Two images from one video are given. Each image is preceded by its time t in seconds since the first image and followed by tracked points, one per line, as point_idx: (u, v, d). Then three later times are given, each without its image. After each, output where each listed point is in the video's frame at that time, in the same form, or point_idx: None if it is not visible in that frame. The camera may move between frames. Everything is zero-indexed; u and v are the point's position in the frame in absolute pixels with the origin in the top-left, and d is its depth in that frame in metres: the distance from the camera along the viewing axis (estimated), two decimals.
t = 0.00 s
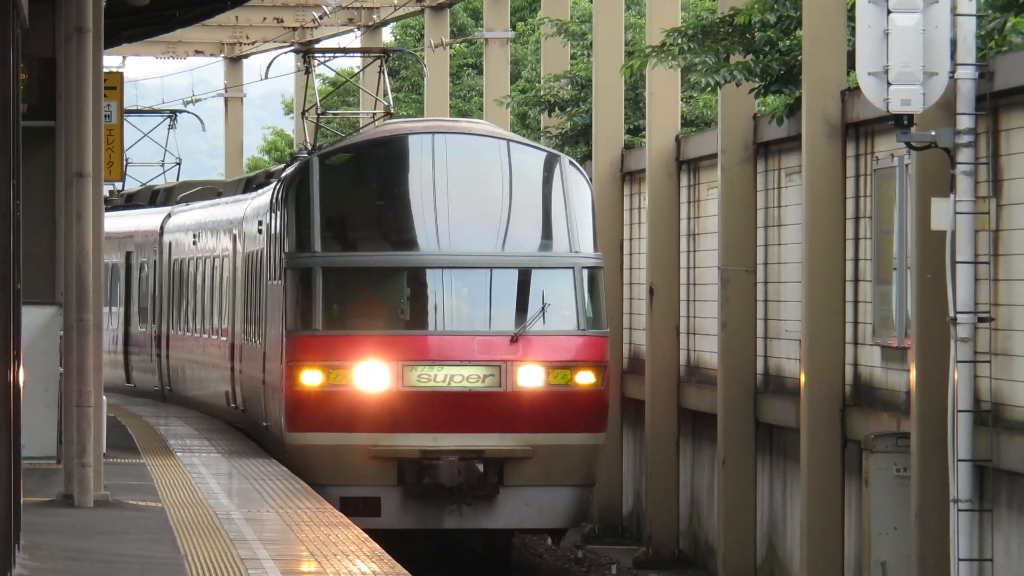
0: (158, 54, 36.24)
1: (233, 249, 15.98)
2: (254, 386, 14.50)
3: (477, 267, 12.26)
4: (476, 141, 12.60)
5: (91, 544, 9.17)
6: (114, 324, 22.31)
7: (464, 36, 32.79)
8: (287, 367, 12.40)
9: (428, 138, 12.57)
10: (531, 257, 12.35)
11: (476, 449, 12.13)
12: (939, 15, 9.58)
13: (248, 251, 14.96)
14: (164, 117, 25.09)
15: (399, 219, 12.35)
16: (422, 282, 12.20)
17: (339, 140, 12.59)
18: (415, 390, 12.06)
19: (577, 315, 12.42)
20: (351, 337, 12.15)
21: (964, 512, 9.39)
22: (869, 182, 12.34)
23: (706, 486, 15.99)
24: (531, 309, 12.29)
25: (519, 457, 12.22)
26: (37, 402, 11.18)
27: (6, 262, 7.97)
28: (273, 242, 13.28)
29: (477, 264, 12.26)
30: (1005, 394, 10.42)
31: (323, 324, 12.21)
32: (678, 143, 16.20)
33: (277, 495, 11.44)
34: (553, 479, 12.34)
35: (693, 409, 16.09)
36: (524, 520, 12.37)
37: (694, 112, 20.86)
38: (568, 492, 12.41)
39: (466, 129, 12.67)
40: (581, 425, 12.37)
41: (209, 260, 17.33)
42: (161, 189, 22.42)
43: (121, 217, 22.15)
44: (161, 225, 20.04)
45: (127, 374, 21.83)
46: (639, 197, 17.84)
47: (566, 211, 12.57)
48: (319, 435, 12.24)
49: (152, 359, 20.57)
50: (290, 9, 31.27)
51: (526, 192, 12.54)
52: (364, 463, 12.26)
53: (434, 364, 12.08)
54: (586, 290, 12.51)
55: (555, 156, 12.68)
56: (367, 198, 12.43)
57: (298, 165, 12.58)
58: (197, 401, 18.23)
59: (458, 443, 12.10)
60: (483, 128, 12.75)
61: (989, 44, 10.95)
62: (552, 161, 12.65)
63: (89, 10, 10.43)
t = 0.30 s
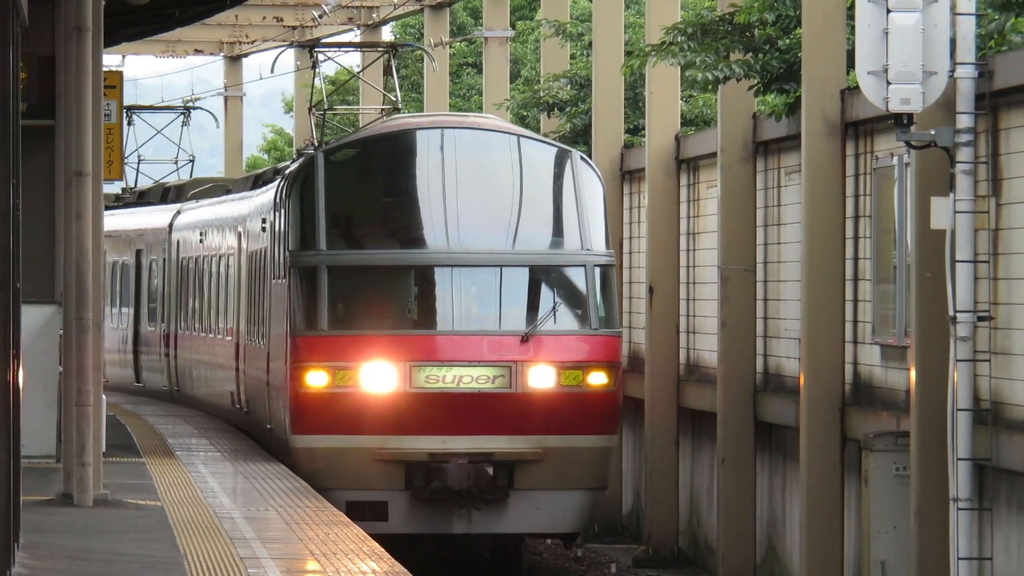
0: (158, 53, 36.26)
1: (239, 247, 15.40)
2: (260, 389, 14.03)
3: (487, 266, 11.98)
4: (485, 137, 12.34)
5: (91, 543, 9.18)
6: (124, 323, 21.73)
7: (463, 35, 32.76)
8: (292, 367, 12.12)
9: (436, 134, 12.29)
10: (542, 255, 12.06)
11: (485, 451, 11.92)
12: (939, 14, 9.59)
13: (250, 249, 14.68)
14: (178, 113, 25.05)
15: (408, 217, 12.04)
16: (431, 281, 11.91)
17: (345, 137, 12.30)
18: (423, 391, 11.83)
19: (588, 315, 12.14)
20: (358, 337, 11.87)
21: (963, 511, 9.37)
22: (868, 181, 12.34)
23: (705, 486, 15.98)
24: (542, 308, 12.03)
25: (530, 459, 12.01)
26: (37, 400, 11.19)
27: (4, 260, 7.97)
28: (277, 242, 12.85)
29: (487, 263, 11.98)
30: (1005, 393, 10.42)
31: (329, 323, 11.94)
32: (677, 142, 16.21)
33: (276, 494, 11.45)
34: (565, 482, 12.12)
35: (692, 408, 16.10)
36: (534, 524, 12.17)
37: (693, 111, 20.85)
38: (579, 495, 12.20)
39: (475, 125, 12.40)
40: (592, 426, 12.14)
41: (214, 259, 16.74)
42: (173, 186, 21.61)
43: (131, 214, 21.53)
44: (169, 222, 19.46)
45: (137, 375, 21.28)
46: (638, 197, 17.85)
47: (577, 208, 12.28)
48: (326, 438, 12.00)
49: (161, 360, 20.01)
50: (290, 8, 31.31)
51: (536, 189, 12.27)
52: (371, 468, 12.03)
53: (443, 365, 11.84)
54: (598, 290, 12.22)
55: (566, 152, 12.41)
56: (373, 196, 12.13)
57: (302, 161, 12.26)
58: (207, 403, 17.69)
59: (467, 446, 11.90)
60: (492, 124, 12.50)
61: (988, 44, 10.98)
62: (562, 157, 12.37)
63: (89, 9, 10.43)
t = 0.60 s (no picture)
0: (157, 54, 36.27)
1: (242, 248, 15.30)
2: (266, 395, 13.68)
3: (497, 266, 11.73)
4: (495, 133, 12.04)
5: (92, 544, 9.18)
6: (132, 324, 21.21)
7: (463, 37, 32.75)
8: (297, 370, 11.88)
9: (445, 130, 12.00)
10: (553, 255, 11.81)
11: (495, 456, 11.65)
12: (939, 15, 9.56)
13: (254, 249, 14.51)
14: (190, 112, 24.99)
15: (416, 215, 11.78)
16: (440, 282, 11.67)
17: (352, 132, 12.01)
18: (431, 395, 11.57)
19: (600, 315, 11.90)
20: (365, 340, 11.63)
21: (963, 512, 9.37)
22: (868, 182, 12.35)
23: (705, 487, 15.99)
24: (553, 309, 11.77)
25: (541, 465, 11.73)
26: (37, 401, 11.19)
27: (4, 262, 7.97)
28: (282, 242, 12.74)
29: (497, 263, 11.73)
30: (1005, 394, 10.41)
31: (335, 326, 11.69)
32: (677, 143, 16.22)
33: (276, 495, 11.48)
34: (578, 488, 11.87)
35: (693, 409, 16.10)
36: (545, 531, 11.94)
37: (693, 112, 20.84)
38: (591, 500, 11.97)
39: (485, 120, 12.09)
40: (605, 430, 11.87)
41: (222, 259, 16.49)
42: (183, 185, 20.99)
43: (140, 214, 21.07)
44: (178, 221, 19.02)
45: (145, 376, 20.74)
46: (638, 198, 17.86)
47: (588, 207, 12.05)
48: (334, 442, 11.76)
49: (168, 362, 19.55)
50: (289, 9, 31.34)
51: (547, 186, 12.00)
52: (379, 474, 11.77)
53: (451, 368, 11.58)
54: (610, 289, 11.99)
55: (578, 149, 12.14)
56: (380, 194, 11.86)
57: (308, 159, 11.99)
58: (214, 407, 17.24)
59: (476, 450, 11.64)
60: (503, 119, 12.18)
61: (988, 45, 11.01)
62: (574, 154, 12.10)
63: (89, 10, 10.43)
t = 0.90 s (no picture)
0: (157, 55, 36.33)
1: (247, 247, 15.14)
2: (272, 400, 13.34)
3: (509, 265, 11.29)
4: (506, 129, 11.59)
5: (93, 545, 9.18)
6: (142, 325, 20.97)
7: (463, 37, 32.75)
8: (302, 373, 11.38)
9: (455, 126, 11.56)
10: (566, 254, 11.36)
11: (507, 460, 11.18)
12: (939, 14, 9.56)
13: (258, 250, 14.35)
14: (203, 111, 24.95)
15: (425, 214, 11.35)
16: (450, 282, 11.24)
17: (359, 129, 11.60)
18: (442, 398, 11.10)
19: (616, 317, 11.43)
20: (373, 341, 11.16)
21: (964, 511, 9.36)
22: (869, 181, 12.36)
23: (706, 488, 15.97)
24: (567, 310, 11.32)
25: (555, 470, 11.25)
26: (37, 401, 11.17)
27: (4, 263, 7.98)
28: (286, 242, 12.56)
29: (509, 262, 11.28)
30: (1006, 394, 10.42)
31: (342, 326, 11.22)
32: (678, 142, 16.25)
33: (277, 495, 11.48)
34: (593, 493, 11.40)
35: (694, 409, 16.11)
36: (559, 537, 11.45)
37: (694, 112, 20.85)
38: (607, 506, 11.49)
39: (496, 116, 11.66)
40: (621, 434, 11.40)
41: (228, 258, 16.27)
42: (193, 185, 20.85)
43: (147, 214, 20.99)
44: (187, 221, 18.75)
45: (155, 379, 20.44)
46: (639, 197, 17.86)
47: (603, 204, 11.56)
48: (342, 447, 11.25)
49: (178, 364, 19.20)
50: (290, 10, 31.45)
51: (561, 184, 11.53)
52: (386, 477, 11.28)
53: (462, 370, 11.11)
54: (626, 290, 11.51)
55: (592, 145, 11.66)
56: (388, 193, 11.44)
57: (313, 156, 11.57)
58: (222, 411, 16.82)
59: (488, 455, 11.17)
60: (515, 115, 11.74)
61: (990, 44, 11.03)
62: (588, 150, 11.62)
63: (89, 10, 10.43)
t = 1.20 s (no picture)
0: (157, 52, 36.38)
1: (249, 245, 14.99)
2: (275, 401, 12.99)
3: (522, 262, 10.82)
4: (518, 120, 11.13)
5: (93, 543, 9.16)
6: (145, 324, 20.98)
7: (464, 33, 32.79)
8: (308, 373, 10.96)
9: (465, 119, 11.11)
10: (580, 251, 10.91)
11: (521, 463, 10.71)
12: (939, 10, 9.56)
13: (259, 248, 14.18)
14: (217, 105, 24.89)
15: (433, 209, 10.91)
16: (460, 279, 10.79)
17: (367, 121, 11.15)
18: (453, 399, 10.66)
19: (631, 314, 10.97)
20: (382, 339, 10.73)
21: (965, 508, 9.36)
22: (869, 178, 12.36)
23: (707, 485, 15.96)
24: (581, 308, 10.85)
25: (570, 472, 10.78)
26: (37, 399, 11.15)
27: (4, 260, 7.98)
28: (286, 240, 12.39)
29: (520, 259, 10.81)
30: (1006, 390, 10.42)
31: (351, 324, 10.79)
32: (678, 138, 16.35)
33: (277, 493, 11.47)
34: (607, 497, 10.90)
35: (694, 406, 16.13)
36: (572, 542, 10.96)
37: (693, 109, 20.90)
38: (624, 510, 10.98)
39: (507, 108, 11.19)
40: (638, 436, 10.92)
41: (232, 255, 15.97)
42: (201, 181, 20.77)
43: (151, 211, 21.00)
44: (194, 217, 18.45)
45: (165, 378, 20.00)
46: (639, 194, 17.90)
47: (617, 199, 11.11)
48: (349, 448, 10.82)
49: (185, 364, 18.84)
50: (289, 8, 31.68)
51: (574, 178, 11.08)
52: (397, 477, 10.83)
53: (473, 369, 10.67)
54: (640, 288, 11.05)
55: (606, 138, 11.20)
56: (397, 187, 10.97)
57: (319, 149, 11.13)
58: (228, 410, 16.39)
59: (501, 457, 10.72)
60: (526, 107, 11.28)
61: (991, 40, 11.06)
62: (602, 144, 11.17)
63: (89, 8, 10.44)
